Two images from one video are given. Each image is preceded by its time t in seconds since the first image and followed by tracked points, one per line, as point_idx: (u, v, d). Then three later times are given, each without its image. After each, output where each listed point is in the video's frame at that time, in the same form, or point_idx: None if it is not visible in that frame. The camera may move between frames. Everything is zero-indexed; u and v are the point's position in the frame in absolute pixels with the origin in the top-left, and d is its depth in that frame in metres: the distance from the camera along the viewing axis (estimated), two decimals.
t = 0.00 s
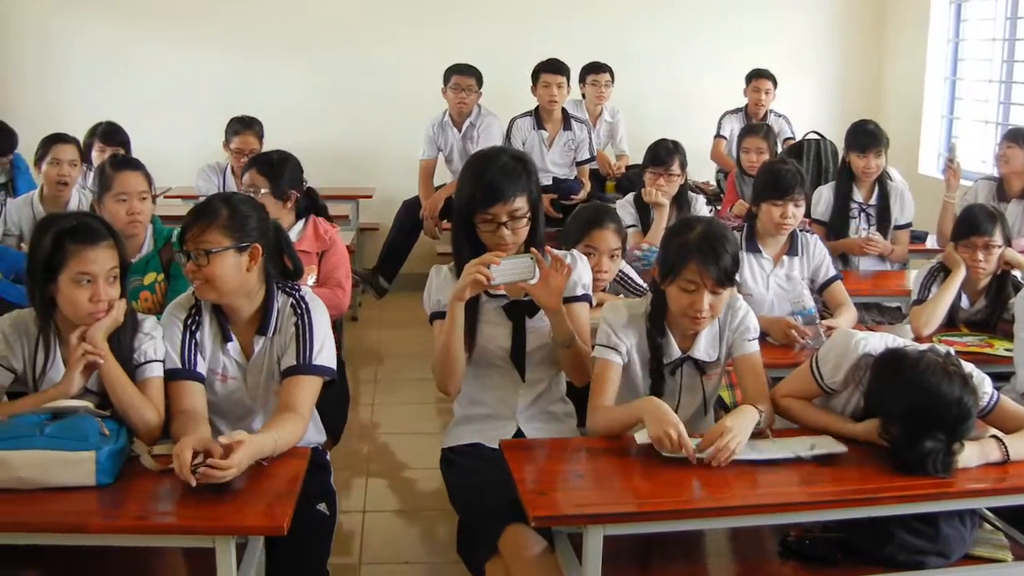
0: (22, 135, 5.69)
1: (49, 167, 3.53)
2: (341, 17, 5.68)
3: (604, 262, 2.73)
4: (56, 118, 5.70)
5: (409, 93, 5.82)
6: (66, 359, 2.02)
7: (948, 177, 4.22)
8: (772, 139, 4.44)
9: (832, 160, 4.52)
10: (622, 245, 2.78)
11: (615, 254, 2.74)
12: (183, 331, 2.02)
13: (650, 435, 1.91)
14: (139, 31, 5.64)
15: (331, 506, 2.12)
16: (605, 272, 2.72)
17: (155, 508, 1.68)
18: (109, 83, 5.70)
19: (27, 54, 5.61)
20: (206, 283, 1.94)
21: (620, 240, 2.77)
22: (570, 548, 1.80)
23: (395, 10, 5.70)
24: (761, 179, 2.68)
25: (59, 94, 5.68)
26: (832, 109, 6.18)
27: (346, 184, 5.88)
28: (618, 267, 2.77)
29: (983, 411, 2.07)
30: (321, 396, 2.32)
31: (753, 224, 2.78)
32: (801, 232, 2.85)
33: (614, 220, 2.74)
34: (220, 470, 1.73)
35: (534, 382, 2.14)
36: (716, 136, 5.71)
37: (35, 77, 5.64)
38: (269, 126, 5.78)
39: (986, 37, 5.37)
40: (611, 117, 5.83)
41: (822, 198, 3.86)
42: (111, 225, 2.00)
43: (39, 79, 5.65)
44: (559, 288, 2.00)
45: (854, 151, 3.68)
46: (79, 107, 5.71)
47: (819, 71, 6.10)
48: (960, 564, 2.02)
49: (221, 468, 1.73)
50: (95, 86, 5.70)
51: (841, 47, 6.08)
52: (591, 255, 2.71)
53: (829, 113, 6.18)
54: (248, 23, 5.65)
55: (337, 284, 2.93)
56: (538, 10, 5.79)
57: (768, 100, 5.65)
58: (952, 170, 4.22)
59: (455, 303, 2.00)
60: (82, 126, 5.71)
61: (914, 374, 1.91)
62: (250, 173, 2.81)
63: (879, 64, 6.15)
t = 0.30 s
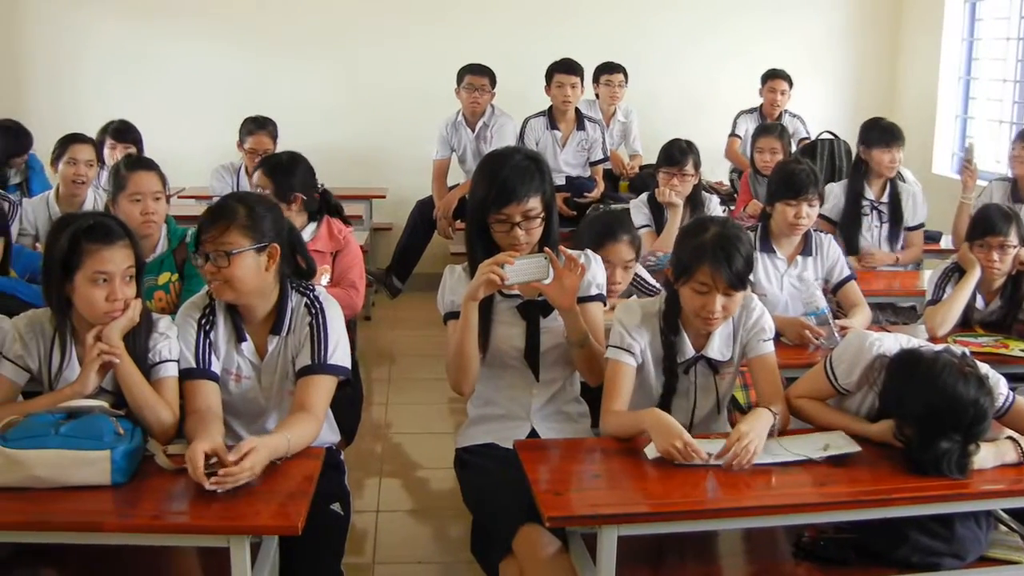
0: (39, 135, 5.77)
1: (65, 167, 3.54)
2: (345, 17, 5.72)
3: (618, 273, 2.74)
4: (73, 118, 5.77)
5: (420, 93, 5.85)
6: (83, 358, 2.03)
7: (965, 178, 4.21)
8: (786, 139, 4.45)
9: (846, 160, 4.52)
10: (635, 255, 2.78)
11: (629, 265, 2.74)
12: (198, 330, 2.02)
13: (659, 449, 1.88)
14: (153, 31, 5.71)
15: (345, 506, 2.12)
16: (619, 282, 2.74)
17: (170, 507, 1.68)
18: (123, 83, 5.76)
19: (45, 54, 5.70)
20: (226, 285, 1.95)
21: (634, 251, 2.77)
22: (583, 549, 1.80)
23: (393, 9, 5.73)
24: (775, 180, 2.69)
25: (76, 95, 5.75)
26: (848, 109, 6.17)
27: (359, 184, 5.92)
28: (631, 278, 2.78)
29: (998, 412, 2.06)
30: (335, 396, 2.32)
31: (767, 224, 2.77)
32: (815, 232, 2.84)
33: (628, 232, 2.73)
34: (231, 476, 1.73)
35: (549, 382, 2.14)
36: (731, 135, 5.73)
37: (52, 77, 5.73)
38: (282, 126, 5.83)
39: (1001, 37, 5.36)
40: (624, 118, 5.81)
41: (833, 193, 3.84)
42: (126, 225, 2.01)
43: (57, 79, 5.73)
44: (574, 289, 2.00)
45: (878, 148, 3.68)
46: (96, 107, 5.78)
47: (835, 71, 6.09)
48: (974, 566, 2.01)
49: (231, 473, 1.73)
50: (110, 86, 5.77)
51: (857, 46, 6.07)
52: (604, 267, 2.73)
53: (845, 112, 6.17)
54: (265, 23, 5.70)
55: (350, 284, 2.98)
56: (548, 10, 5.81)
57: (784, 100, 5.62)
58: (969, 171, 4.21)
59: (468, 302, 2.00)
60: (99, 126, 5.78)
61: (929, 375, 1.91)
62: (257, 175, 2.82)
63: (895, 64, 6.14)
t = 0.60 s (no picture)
0: (55, 133, 5.81)
1: (77, 164, 3.55)
2: (357, 17, 5.75)
3: (630, 276, 2.75)
4: (88, 117, 5.82)
5: (433, 93, 5.86)
6: (99, 356, 2.04)
7: (984, 181, 4.19)
8: (801, 141, 4.46)
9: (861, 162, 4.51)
10: (649, 258, 2.77)
11: (642, 267, 2.74)
12: (212, 329, 2.03)
13: (674, 449, 1.88)
14: (167, 31, 5.74)
15: (359, 504, 2.13)
16: (631, 285, 2.75)
17: (185, 505, 1.68)
18: (138, 82, 5.80)
19: (61, 53, 5.75)
20: (269, 287, 1.95)
21: (647, 253, 2.76)
22: (597, 549, 1.80)
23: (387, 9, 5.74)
24: (790, 182, 2.70)
25: (91, 94, 5.80)
26: (863, 111, 6.16)
27: (372, 184, 5.94)
28: (643, 280, 2.78)
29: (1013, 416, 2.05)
30: (349, 395, 2.33)
31: (782, 226, 2.78)
32: (830, 233, 2.84)
33: (640, 234, 2.73)
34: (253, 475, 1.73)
35: (563, 382, 2.14)
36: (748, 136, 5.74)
37: (68, 76, 5.77)
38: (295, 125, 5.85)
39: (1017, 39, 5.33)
40: (640, 118, 5.84)
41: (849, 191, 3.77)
42: (143, 224, 2.02)
43: (73, 78, 5.78)
44: (588, 289, 2.00)
45: (896, 147, 3.71)
46: (111, 106, 5.82)
47: (851, 72, 6.08)
48: (989, 570, 2.00)
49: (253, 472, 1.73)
50: (125, 86, 5.81)
51: (872, 48, 6.06)
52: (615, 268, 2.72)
53: (861, 113, 6.16)
54: (267, 23, 5.72)
55: (365, 285, 2.97)
56: (560, 11, 5.81)
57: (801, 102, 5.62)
58: (989, 173, 4.19)
59: (483, 302, 2.01)
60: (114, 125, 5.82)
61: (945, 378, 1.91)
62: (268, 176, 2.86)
63: (910, 66, 6.12)
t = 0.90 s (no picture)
0: (74, 134, 5.86)
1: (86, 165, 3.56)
2: (372, 18, 5.76)
3: (648, 278, 2.73)
4: (104, 118, 5.86)
5: (447, 94, 5.87)
6: (118, 355, 2.05)
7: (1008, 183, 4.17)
8: (820, 142, 4.48)
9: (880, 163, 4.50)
10: (667, 260, 2.77)
11: (660, 270, 2.73)
12: (231, 329, 2.04)
13: (694, 452, 1.87)
14: (183, 33, 5.78)
15: (377, 504, 2.13)
16: (649, 288, 2.72)
17: (204, 504, 1.69)
18: (155, 83, 5.84)
19: (80, 54, 5.80)
20: (294, 289, 1.95)
21: (665, 253, 2.77)
22: (615, 551, 1.80)
23: (374, 13, 5.75)
24: (809, 185, 2.70)
25: (108, 95, 5.84)
26: (883, 112, 6.13)
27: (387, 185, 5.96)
28: (662, 283, 2.77)
29: None
30: (368, 395, 2.33)
31: (801, 228, 2.79)
32: (849, 235, 2.84)
33: (658, 236, 2.73)
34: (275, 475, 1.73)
35: (581, 384, 2.15)
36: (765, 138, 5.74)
37: (86, 77, 5.82)
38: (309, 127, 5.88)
39: None
40: (658, 120, 5.85)
41: (869, 193, 3.80)
42: (162, 225, 2.03)
43: (91, 79, 5.83)
44: (608, 291, 2.00)
45: (913, 149, 3.71)
46: (129, 106, 5.87)
47: (870, 74, 6.06)
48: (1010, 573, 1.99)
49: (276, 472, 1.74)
50: (141, 87, 5.85)
51: (891, 49, 6.04)
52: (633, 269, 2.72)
53: (880, 114, 6.14)
54: (282, 24, 5.75)
55: (382, 293, 3.04)
56: (575, 12, 5.81)
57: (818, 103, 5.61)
58: (1013, 175, 4.16)
59: (503, 303, 2.01)
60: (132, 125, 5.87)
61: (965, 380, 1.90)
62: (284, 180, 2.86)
63: (929, 67, 6.09)
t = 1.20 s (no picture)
0: (91, 133, 5.90)
1: (104, 166, 3.58)
2: (388, 17, 5.78)
3: (669, 270, 2.74)
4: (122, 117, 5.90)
5: (462, 94, 5.88)
6: (139, 353, 2.05)
7: None
8: (840, 141, 4.46)
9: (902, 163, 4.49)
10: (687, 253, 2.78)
11: (679, 262, 2.74)
12: (252, 328, 2.05)
13: (716, 452, 1.87)
14: (199, 32, 5.81)
15: (396, 503, 2.14)
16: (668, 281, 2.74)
17: (224, 502, 1.69)
18: (171, 82, 5.87)
19: (98, 54, 5.84)
20: (319, 289, 1.96)
21: (685, 248, 2.77)
22: (634, 550, 1.80)
23: (388, 13, 5.77)
24: (829, 184, 2.69)
25: (126, 94, 5.88)
26: (904, 113, 6.11)
27: (404, 184, 5.97)
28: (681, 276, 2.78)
29: None
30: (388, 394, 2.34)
31: (821, 229, 2.78)
32: (869, 236, 2.84)
33: (678, 228, 2.73)
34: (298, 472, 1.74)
35: (601, 384, 2.15)
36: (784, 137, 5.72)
37: (104, 76, 5.87)
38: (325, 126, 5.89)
39: None
40: (678, 120, 5.83)
41: (897, 193, 3.77)
42: (182, 224, 2.04)
43: (109, 78, 5.87)
44: (628, 291, 2.00)
45: (935, 157, 3.73)
46: (146, 106, 5.90)
47: (891, 75, 6.04)
48: None
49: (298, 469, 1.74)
50: (158, 86, 5.87)
51: (912, 50, 6.01)
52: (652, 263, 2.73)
53: (901, 115, 6.11)
54: (298, 24, 5.78)
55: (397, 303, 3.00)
56: (592, 12, 5.82)
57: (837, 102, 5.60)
58: None
59: (523, 303, 2.01)
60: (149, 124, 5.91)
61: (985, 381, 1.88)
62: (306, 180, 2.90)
63: (951, 68, 6.06)
